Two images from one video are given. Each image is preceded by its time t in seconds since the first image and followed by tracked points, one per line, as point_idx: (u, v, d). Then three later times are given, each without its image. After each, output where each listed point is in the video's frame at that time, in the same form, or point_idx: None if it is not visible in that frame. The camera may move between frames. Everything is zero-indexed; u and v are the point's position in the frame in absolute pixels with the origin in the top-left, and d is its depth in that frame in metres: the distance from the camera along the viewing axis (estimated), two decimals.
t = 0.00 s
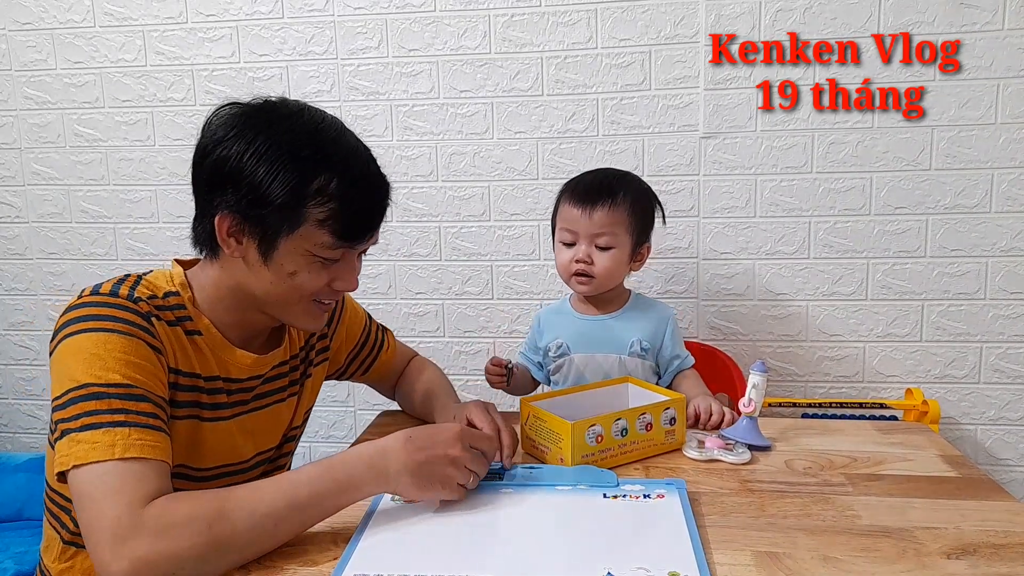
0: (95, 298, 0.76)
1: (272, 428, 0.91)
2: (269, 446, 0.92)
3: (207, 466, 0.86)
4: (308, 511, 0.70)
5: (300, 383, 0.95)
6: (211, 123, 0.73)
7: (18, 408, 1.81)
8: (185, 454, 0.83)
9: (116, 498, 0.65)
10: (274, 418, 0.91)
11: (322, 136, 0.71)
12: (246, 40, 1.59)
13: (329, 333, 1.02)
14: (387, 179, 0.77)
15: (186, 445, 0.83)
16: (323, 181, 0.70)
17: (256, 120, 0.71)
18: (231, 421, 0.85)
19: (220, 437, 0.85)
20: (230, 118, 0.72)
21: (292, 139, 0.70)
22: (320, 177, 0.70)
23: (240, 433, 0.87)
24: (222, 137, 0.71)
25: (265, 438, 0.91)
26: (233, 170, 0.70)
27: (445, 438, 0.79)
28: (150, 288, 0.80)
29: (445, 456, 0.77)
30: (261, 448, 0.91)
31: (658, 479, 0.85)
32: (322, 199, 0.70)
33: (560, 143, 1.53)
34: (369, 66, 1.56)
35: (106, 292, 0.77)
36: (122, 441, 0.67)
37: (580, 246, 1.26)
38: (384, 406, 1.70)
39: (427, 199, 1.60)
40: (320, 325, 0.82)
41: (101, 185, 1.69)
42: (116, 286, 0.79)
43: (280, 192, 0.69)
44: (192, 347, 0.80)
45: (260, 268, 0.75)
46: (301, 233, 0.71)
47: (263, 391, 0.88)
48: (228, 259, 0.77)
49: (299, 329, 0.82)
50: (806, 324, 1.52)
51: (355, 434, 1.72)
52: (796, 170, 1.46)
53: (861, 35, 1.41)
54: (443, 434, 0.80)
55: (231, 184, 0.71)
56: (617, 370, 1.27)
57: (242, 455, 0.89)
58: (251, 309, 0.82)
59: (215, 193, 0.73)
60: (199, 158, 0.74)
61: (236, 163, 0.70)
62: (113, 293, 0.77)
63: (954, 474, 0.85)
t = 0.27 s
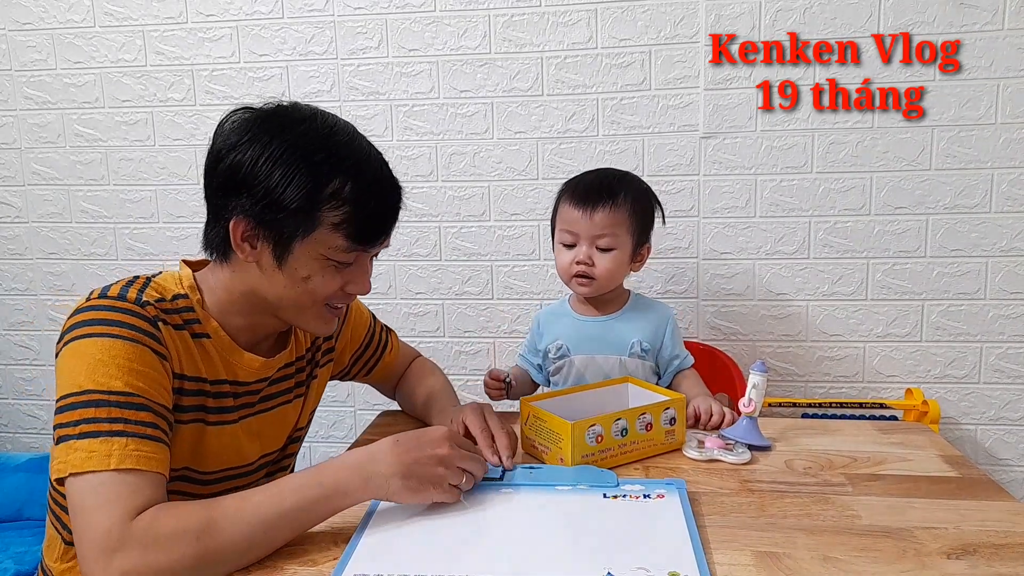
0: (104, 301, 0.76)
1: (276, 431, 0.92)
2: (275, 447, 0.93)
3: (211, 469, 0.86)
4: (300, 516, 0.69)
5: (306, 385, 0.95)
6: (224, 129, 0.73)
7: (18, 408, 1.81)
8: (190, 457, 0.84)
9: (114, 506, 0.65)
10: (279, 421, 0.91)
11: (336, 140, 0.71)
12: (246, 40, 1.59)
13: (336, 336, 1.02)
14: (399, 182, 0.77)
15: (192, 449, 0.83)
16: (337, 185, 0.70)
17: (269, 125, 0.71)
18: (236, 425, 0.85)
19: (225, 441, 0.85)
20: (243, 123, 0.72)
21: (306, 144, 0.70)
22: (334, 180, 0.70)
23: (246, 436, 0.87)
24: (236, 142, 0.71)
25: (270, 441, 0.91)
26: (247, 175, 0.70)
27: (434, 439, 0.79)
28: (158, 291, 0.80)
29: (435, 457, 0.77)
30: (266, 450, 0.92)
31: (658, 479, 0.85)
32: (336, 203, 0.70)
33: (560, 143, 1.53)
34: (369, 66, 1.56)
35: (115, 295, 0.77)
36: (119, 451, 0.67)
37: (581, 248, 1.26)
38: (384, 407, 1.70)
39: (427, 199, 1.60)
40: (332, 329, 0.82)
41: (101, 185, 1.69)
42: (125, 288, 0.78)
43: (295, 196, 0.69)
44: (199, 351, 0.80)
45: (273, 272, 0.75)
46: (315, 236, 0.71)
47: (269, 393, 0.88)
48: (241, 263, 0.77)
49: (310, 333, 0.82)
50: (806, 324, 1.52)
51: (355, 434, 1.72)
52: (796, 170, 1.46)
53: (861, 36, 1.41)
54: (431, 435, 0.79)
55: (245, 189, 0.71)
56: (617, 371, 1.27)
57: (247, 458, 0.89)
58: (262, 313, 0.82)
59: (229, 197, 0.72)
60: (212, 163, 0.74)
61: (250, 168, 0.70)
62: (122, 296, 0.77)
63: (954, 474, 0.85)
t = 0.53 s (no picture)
0: (110, 302, 0.76)
1: (280, 433, 0.92)
2: (278, 449, 0.93)
3: (214, 471, 0.86)
4: (301, 519, 0.69)
5: (311, 387, 0.95)
6: (230, 135, 0.73)
7: (18, 408, 1.81)
8: (193, 459, 0.84)
9: (115, 510, 0.65)
10: (283, 423, 0.91)
11: (342, 143, 0.71)
12: (246, 40, 1.59)
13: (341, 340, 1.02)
14: (405, 185, 0.77)
15: (196, 451, 0.83)
16: (344, 188, 0.70)
17: (275, 130, 0.71)
18: (240, 427, 0.85)
19: (230, 443, 0.85)
20: (249, 128, 0.72)
21: (312, 147, 0.70)
22: (341, 184, 0.70)
23: (250, 438, 0.87)
24: (242, 148, 0.71)
25: (273, 443, 0.91)
26: (254, 180, 0.70)
27: (433, 441, 0.79)
28: (164, 292, 0.80)
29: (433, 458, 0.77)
30: (270, 451, 0.92)
31: (658, 479, 0.85)
32: (343, 206, 0.71)
33: (560, 143, 1.53)
34: (369, 66, 1.56)
35: (121, 297, 0.77)
36: (120, 456, 0.66)
37: (580, 249, 1.26)
38: (384, 407, 1.70)
39: (427, 199, 1.60)
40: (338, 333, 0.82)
41: (101, 185, 1.69)
42: (131, 289, 0.78)
43: (303, 199, 0.69)
44: (204, 352, 0.80)
45: (280, 277, 0.75)
46: (323, 240, 0.71)
47: (274, 395, 0.88)
48: (247, 268, 0.77)
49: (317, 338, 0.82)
50: (806, 324, 1.52)
51: (355, 434, 1.72)
52: (796, 170, 1.46)
53: (860, 36, 1.41)
54: (429, 437, 0.80)
55: (252, 194, 0.71)
56: (616, 371, 1.28)
57: (252, 459, 0.89)
58: (268, 317, 0.82)
59: (236, 203, 0.72)
60: (218, 169, 0.73)
61: (256, 173, 0.70)
62: (128, 298, 0.76)
63: (954, 474, 0.85)
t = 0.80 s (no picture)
0: (114, 303, 0.75)
1: (283, 435, 0.91)
2: (281, 451, 0.93)
3: (216, 473, 0.86)
4: (303, 522, 0.69)
5: (314, 388, 0.95)
6: (240, 137, 0.73)
7: (17, 409, 1.81)
8: (196, 462, 0.84)
9: (117, 511, 0.65)
10: (286, 424, 0.91)
11: (352, 149, 0.71)
12: (246, 40, 1.58)
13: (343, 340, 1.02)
14: (414, 192, 0.77)
15: (198, 453, 0.83)
16: (352, 194, 0.70)
17: (285, 134, 0.71)
18: (244, 430, 0.85)
19: (232, 445, 0.84)
20: (260, 131, 0.72)
21: (323, 152, 0.70)
22: (350, 189, 0.70)
23: (253, 440, 0.87)
24: (252, 151, 0.71)
25: (276, 445, 0.91)
26: (263, 183, 0.70)
27: (431, 442, 0.79)
28: (168, 293, 0.79)
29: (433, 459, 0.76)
30: (273, 453, 0.91)
31: (658, 479, 0.85)
32: (351, 212, 0.70)
33: (560, 143, 1.53)
34: (369, 65, 1.56)
35: (125, 297, 0.77)
36: (121, 458, 0.66)
37: (580, 250, 1.26)
38: (384, 407, 1.70)
39: (426, 199, 1.60)
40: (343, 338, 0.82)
41: (100, 185, 1.69)
42: (135, 290, 0.78)
43: (311, 204, 0.69)
44: (208, 353, 0.80)
45: (286, 280, 0.74)
46: (330, 245, 0.71)
47: (277, 397, 0.88)
48: (253, 270, 0.77)
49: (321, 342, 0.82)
50: (806, 323, 1.51)
51: (355, 434, 1.72)
52: (797, 170, 1.46)
53: (861, 35, 1.40)
54: (428, 438, 0.80)
55: (260, 197, 0.71)
56: (617, 372, 1.27)
57: (254, 461, 0.89)
58: (273, 319, 0.82)
59: (244, 205, 0.72)
60: (228, 171, 0.73)
61: (265, 176, 0.70)
62: (132, 299, 0.76)
63: (955, 474, 0.84)
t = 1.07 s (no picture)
0: (111, 301, 0.76)
1: (281, 432, 0.92)
2: (279, 449, 0.93)
3: (215, 471, 0.86)
4: (298, 516, 0.70)
5: (312, 386, 0.95)
6: (243, 135, 0.74)
7: (19, 408, 1.82)
8: (194, 459, 0.84)
9: (112, 506, 0.65)
10: (284, 422, 0.92)
11: (354, 150, 0.72)
12: (247, 41, 1.59)
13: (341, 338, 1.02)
14: (413, 195, 0.77)
15: (196, 450, 0.83)
16: (352, 196, 0.71)
17: (287, 133, 0.71)
18: (242, 427, 0.85)
19: (230, 442, 0.85)
20: (263, 129, 0.73)
21: (323, 153, 0.70)
22: (349, 190, 0.70)
23: (252, 438, 0.88)
24: (254, 149, 0.72)
25: (274, 442, 0.92)
26: (264, 180, 0.71)
27: (416, 433, 0.81)
28: (167, 292, 0.80)
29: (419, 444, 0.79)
30: (271, 451, 0.92)
31: (658, 478, 0.86)
32: (350, 213, 0.71)
33: (559, 144, 1.53)
34: (370, 66, 1.57)
35: (123, 296, 0.77)
36: (116, 454, 0.67)
37: (583, 250, 1.26)
38: (384, 406, 1.70)
39: (427, 199, 1.60)
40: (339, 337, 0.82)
41: (101, 185, 1.69)
42: (133, 289, 0.79)
43: (310, 204, 0.69)
44: (205, 352, 0.80)
45: (282, 278, 0.75)
46: (327, 245, 0.72)
47: (275, 394, 0.89)
48: (251, 267, 0.77)
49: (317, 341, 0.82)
50: (805, 323, 1.52)
51: (355, 434, 1.73)
52: (796, 170, 1.47)
53: (859, 36, 1.41)
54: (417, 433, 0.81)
55: (260, 194, 0.71)
56: (618, 371, 1.28)
57: (253, 459, 0.89)
58: (271, 317, 0.82)
59: (244, 202, 0.73)
60: (229, 168, 0.74)
61: (267, 174, 0.70)
62: (130, 297, 0.77)
63: (952, 474, 0.85)
